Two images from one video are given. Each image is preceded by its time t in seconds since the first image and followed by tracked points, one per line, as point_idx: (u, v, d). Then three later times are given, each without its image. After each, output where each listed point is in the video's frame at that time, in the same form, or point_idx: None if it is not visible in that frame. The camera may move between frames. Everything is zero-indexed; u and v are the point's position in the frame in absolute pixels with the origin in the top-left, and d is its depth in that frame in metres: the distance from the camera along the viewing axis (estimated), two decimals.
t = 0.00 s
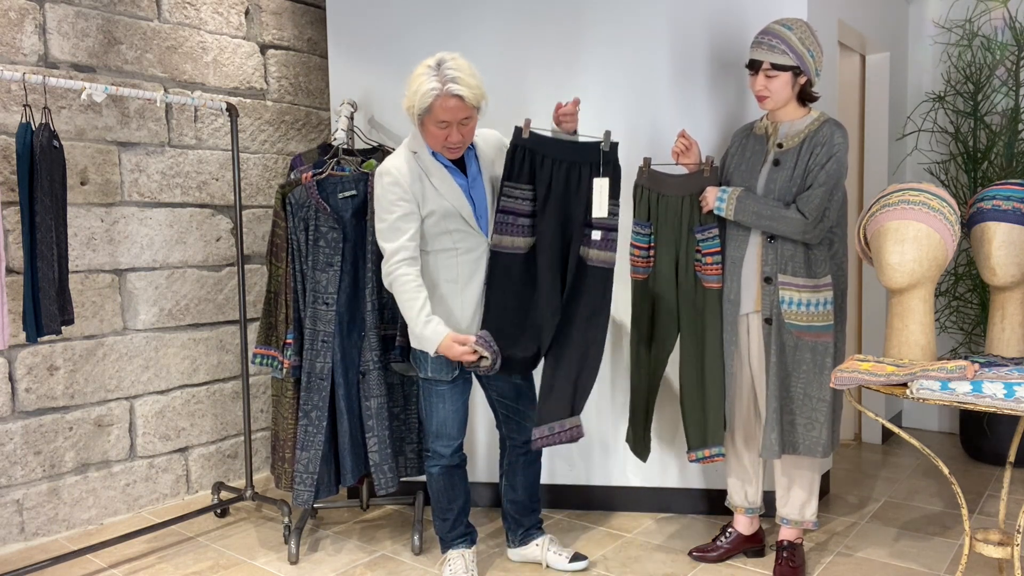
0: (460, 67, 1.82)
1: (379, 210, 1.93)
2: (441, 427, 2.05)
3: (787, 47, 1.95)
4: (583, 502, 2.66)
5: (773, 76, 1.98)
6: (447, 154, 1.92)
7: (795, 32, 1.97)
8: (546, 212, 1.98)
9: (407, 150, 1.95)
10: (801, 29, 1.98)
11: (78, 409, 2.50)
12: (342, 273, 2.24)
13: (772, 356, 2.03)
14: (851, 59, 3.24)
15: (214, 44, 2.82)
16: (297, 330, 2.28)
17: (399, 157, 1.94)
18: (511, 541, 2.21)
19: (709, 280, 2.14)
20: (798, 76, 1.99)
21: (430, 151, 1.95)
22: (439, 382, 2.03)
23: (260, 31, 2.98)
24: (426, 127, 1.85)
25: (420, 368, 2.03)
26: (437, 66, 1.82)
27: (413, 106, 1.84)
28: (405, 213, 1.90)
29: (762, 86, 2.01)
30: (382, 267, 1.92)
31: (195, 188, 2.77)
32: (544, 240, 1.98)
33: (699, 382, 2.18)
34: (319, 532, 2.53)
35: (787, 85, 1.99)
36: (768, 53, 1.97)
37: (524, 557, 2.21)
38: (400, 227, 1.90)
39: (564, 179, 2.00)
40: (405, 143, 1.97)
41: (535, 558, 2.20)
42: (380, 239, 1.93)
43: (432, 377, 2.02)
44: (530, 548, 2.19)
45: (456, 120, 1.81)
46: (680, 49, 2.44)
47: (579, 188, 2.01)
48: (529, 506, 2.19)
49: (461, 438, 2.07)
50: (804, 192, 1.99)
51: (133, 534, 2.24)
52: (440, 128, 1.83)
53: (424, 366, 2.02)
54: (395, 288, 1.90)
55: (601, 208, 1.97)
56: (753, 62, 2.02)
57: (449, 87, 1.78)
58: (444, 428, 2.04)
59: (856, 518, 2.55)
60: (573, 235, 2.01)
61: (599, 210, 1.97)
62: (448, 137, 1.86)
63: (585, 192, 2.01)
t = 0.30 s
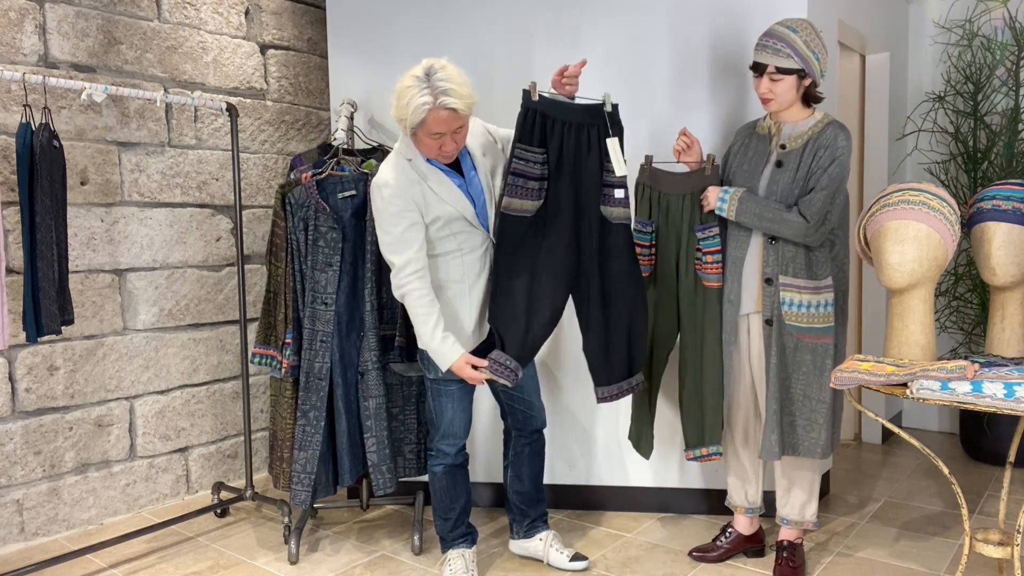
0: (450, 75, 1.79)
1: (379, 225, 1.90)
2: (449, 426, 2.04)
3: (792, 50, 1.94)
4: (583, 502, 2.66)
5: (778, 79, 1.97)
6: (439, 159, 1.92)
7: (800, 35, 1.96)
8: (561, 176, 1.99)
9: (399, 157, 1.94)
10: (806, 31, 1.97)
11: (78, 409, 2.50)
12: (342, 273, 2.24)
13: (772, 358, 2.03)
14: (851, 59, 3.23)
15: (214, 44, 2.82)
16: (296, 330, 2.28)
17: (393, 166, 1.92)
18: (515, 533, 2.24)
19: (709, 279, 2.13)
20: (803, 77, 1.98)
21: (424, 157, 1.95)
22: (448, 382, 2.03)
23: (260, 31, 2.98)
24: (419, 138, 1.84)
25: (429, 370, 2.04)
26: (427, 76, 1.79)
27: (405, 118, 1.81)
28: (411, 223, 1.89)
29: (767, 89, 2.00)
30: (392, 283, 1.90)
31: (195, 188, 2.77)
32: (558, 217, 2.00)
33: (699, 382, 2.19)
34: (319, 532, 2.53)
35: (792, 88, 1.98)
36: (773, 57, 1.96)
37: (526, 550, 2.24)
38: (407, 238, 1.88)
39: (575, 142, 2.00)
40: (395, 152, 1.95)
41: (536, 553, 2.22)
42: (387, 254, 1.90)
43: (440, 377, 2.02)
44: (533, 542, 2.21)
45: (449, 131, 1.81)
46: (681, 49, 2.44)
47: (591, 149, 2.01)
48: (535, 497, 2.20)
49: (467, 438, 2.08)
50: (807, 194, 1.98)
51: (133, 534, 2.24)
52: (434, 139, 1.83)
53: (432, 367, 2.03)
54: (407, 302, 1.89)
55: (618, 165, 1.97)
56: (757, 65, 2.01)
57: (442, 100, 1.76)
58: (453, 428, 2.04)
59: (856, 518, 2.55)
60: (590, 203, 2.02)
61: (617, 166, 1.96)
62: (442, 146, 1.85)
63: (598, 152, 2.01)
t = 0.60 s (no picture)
0: (446, 79, 1.79)
1: (382, 231, 1.90)
2: (448, 428, 2.05)
3: (807, 61, 1.91)
4: (583, 501, 2.66)
5: (792, 88, 1.95)
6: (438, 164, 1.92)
7: (817, 44, 1.92)
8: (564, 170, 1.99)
9: (396, 162, 1.93)
10: (823, 39, 1.93)
11: (78, 409, 2.50)
12: (341, 273, 2.24)
13: (771, 361, 2.04)
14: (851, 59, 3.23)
15: (214, 44, 2.82)
16: (296, 330, 2.28)
17: (392, 170, 1.91)
18: (519, 525, 2.26)
19: (713, 270, 2.13)
20: (818, 86, 1.96)
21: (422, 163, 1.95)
22: (449, 384, 2.03)
23: (260, 31, 2.98)
24: (418, 144, 1.85)
25: (431, 371, 2.04)
26: (423, 81, 1.79)
27: (402, 124, 1.81)
28: (415, 228, 1.89)
29: (780, 97, 1.98)
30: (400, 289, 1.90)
31: (195, 189, 2.77)
32: (564, 211, 2.00)
33: (702, 384, 2.19)
34: (319, 532, 2.53)
35: (806, 96, 1.96)
36: (787, 66, 1.93)
37: (528, 542, 2.25)
38: (413, 243, 1.88)
39: (576, 136, 2.00)
40: (390, 157, 1.95)
41: (538, 546, 2.23)
42: (393, 260, 1.90)
43: (442, 379, 2.02)
44: (536, 534, 2.23)
45: (447, 135, 1.81)
46: (682, 49, 2.44)
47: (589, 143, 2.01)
48: (538, 491, 2.22)
49: (468, 438, 2.08)
50: (812, 206, 1.98)
51: (133, 534, 2.24)
52: (433, 145, 1.83)
53: (435, 368, 2.02)
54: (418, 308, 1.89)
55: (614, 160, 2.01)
56: (771, 72, 1.99)
57: (440, 105, 1.76)
58: (454, 428, 2.05)
59: (856, 518, 2.55)
60: (591, 190, 2.03)
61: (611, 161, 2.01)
62: (440, 151, 1.85)
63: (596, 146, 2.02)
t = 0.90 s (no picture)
0: (444, 82, 1.79)
1: (376, 234, 1.90)
2: (447, 428, 2.05)
3: (818, 71, 1.90)
4: (584, 501, 2.66)
5: (802, 97, 1.94)
6: (437, 165, 1.92)
7: (830, 54, 1.90)
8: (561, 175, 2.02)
9: (393, 163, 1.94)
10: (837, 48, 1.91)
11: (78, 409, 2.50)
12: (342, 273, 2.24)
13: (767, 361, 2.05)
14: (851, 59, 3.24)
15: (214, 44, 2.82)
16: (297, 330, 2.28)
17: (387, 172, 1.92)
18: (521, 523, 2.26)
19: (725, 259, 2.12)
20: (828, 94, 1.94)
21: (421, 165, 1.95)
22: (451, 384, 2.03)
23: (260, 31, 2.98)
24: (417, 147, 1.85)
25: (431, 372, 2.04)
26: (420, 84, 1.79)
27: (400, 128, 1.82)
28: (409, 231, 1.89)
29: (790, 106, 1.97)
30: (394, 291, 1.90)
31: (195, 188, 2.77)
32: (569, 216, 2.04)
33: (705, 384, 2.19)
34: (320, 532, 2.53)
35: (817, 105, 1.95)
36: (798, 76, 1.93)
37: (529, 539, 2.26)
38: (406, 246, 1.88)
39: (566, 141, 2.03)
40: (387, 158, 1.95)
41: (539, 543, 2.24)
42: (385, 263, 1.90)
43: (445, 380, 2.02)
44: (537, 531, 2.24)
45: (446, 138, 1.82)
46: (682, 50, 2.44)
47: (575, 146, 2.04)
48: (539, 489, 2.22)
49: (468, 438, 2.08)
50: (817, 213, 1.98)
51: (133, 534, 2.24)
52: (432, 147, 1.84)
53: (437, 368, 2.02)
54: (418, 308, 1.89)
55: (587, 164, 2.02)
56: (781, 80, 1.98)
57: (438, 108, 1.77)
58: (454, 428, 2.05)
59: (856, 518, 2.55)
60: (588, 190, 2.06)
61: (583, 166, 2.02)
62: (440, 153, 1.86)
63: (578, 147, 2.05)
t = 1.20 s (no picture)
0: (439, 82, 1.79)
1: (382, 236, 1.90)
2: (447, 428, 2.05)
3: (826, 70, 1.89)
4: (584, 501, 2.66)
5: (808, 96, 1.94)
6: (435, 166, 1.93)
7: (839, 53, 1.90)
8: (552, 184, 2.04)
9: (394, 165, 1.94)
10: (845, 48, 1.91)
11: (78, 409, 2.50)
12: (342, 273, 2.23)
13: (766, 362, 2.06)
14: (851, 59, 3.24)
15: (214, 44, 2.82)
16: (297, 330, 2.28)
17: (387, 175, 1.92)
18: (521, 523, 2.26)
19: (724, 258, 2.13)
20: (834, 94, 1.94)
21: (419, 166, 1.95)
22: (451, 384, 2.03)
23: (260, 31, 2.98)
24: (413, 148, 1.86)
25: (431, 372, 2.03)
26: (413, 85, 1.79)
27: (395, 129, 1.82)
28: (415, 231, 1.89)
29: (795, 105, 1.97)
30: (406, 292, 1.90)
31: (195, 188, 2.77)
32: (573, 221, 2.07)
33: (705, 384, 2.19)
34: (320, 532, 2.53)
35: (823, 104, 1.94)
36: (806, 74, 1.92)
37: (529, 538, 2.26)
38: (413, 246, 1.89)
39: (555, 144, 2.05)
40: (387, 159, 1.95)
41: (540, 542, 2.24)
42: (395, 265, 1.90)
43: (444, 380, 2.02)
44: (538, 531, 2.24)
45: (441, 138, 1.82)
46: (684, 50, 2.44)
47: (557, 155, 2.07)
48: (540, 489, 2.22)
49: (468, 438, 2.08)
50: (819, 214, 1.98)
51: (133, 534, 2.24)
52: (428, 148, 1.84)
53: (436, 367, 2.02)
54: (433, 304, 1.90)
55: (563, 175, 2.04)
56: (788, 78, 1.97)
57: (431, 108, 1.77)
58: (453, 429, 2.05)
59: (856, 518, 2.55)
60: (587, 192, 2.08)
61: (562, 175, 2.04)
62: (436, 153, 1.86)
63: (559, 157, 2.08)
